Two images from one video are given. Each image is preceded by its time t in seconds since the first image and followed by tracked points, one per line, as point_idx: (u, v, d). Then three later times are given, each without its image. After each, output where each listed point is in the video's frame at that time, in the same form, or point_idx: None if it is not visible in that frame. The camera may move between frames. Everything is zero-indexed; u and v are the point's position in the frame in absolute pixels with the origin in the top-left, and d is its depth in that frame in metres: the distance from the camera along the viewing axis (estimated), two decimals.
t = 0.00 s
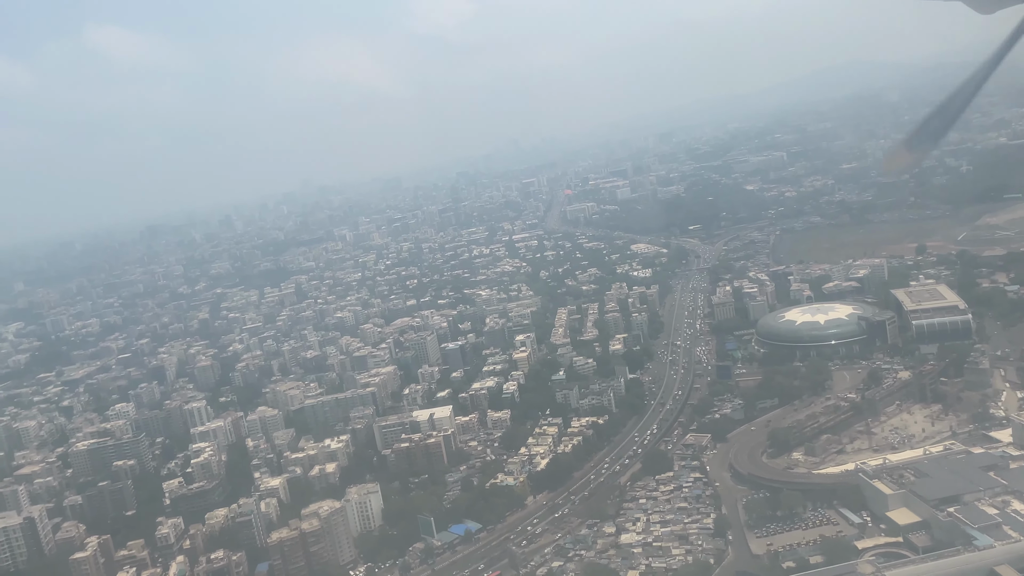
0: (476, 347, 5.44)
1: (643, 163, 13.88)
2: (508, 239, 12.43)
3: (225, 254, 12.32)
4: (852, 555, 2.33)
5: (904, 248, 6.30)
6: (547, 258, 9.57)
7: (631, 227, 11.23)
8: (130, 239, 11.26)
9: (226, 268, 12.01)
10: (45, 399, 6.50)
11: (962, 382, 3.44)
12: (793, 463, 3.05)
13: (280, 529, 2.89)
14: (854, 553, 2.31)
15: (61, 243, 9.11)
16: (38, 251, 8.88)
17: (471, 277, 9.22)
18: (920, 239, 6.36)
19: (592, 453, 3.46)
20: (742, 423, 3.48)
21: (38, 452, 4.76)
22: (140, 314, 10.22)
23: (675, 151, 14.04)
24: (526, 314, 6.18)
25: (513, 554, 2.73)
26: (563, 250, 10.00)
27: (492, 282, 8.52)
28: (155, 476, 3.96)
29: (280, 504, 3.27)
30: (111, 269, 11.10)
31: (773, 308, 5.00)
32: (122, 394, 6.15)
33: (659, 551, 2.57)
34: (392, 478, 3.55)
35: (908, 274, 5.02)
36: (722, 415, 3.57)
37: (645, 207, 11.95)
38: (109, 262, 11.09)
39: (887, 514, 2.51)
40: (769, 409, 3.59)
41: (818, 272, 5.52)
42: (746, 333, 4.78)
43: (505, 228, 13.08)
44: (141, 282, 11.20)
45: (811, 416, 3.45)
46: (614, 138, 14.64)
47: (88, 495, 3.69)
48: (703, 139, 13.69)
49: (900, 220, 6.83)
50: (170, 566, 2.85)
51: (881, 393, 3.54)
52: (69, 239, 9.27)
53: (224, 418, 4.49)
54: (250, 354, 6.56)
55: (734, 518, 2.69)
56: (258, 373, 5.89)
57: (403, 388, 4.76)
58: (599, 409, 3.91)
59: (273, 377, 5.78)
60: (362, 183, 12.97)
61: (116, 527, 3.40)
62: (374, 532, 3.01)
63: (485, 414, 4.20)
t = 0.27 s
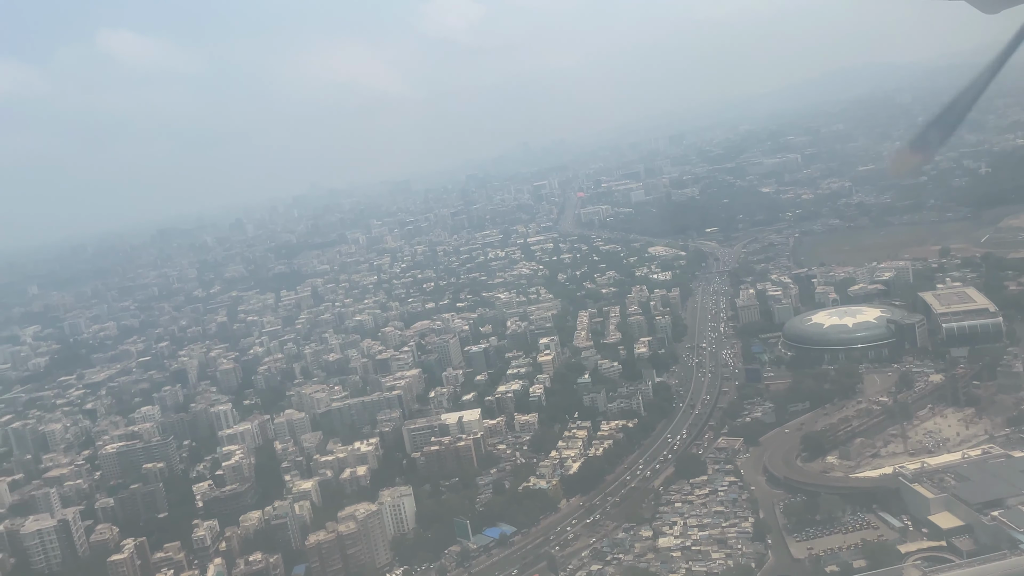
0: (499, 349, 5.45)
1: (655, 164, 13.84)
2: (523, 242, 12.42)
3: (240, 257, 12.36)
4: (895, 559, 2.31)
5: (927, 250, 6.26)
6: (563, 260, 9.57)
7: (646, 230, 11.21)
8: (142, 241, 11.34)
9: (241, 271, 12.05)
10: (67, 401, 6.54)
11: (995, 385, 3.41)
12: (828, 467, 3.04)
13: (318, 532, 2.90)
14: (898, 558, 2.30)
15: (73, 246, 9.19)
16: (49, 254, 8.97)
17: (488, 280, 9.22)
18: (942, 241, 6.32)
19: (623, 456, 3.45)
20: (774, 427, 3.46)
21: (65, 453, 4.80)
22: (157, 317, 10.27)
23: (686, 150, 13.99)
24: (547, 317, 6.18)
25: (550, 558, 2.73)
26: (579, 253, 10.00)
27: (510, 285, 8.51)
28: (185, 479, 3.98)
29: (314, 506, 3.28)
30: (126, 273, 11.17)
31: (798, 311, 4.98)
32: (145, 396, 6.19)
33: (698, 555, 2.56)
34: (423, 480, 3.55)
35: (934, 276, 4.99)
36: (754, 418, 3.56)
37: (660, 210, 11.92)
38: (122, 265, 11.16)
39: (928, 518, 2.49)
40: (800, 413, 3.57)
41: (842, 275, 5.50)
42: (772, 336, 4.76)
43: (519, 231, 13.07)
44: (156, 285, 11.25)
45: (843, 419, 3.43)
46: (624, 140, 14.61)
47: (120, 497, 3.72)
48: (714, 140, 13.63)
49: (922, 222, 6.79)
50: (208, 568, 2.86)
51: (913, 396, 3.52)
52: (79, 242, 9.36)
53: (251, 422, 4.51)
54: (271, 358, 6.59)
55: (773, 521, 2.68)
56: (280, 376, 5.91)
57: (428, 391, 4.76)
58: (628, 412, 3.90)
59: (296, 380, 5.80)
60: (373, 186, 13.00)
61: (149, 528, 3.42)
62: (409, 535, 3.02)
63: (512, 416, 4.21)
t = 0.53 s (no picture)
0: (523, 350, 5.46)
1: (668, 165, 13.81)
2: (539, 243, 12.42)
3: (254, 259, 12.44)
4: (938, 561, 2.31)
5: (950, 252, 6.22)
6: (580, 262, 9.57)
7: (662, 232, 11.20)
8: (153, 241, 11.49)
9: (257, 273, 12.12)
10: (91, 402, 6.60)
11: None
12: (863, 469, 3.03)
13: (356, 531, 2.92)
14: (941, 560, 2.29)
15: (86, 249, 9.35)
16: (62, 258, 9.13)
17: (506, 281, 9.24)
18: (965, 242, 6.28)
19: (655, 457, 3.46)
20: (805, 429, 3.46)
21: (94, 453, 4.85)
22: (175, 318, 10.34)
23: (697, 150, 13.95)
24: (568, 318, 6.19)
25: (588, 559, 2.73)
26: (596, 254, 10.00)
27: (529, 286, 8.51)
28: (216, 479, 4.01)
29: (347, 507, 3.30)
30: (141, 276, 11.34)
31: (823, 313, 4.97)
32: (169, 397, 6.24)
33: (737, 557, 2.56)
34: (454, 481, 3.57)
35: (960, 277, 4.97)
36: (785, 419, 3.56)
37: (675, 211, 11.90)
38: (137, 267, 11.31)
39: (970, 519, 2.48)
40: (832, 415, 3.57)
41: (867, 277, 5.49)
42: (798, 337, 4.76)
43: (534, 233, 13.07)
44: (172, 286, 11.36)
45: (876, 422, 3.42)
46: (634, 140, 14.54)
47: (153, 497, 3.74)
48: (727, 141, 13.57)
49: (944, 223, 6.75)
50: (246, 568, 2.88)
51: (946, 398, 3.50)
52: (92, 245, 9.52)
53: (279, 422, 4.53)
54: (293, 359, 6.62)
55: (811, 523, 2.68)
56: (304, 377, 5.94)
57: (454, 392, 4.78)
58: (657, 414, 3.90)
59: (319, 381, 5.83)
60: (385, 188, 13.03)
61: (183, 528, 3.45)
62: (444, 536, 3.03)
63: (541, 417, 4.20)
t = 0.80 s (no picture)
0: (546, 350, 5.47)
1: (680, 165, 13.77)
2: (554, 243, 12.42)
3: (268, 259, 12.54)
4: (979, 562, 2.31)
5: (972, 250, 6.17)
6: (597, 262, 9.57)
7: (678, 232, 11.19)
8: (166, 242, 11.57)
9: (272, 273, 12.19)
10: (114, 400, 6.66)
11: None
12: (897, 469, 3.02)
13: (392, 529, 2.94)
14: (983, 560, 2.29)
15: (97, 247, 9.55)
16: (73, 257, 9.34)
17: (523, 281, 9.25)
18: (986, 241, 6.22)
19: (686, 457, 3.46)
20: (836, 429, 3.46)
21: (122, 451, 4.90)
22: (193, 318, 10.42)
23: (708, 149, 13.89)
24: (588, 318, 6.19)
25: (624, 559, 2.74)
26: (612, 254, 10.01)
27: (547, 286, 8.51)
28: (245, 477, 4.04)
29: (380, 505, 3.32)
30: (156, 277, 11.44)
31: (848, 314, 4.96)
32: (192, 395, 6.30)
33: (776, 557, 2.57)
34: (485, 480, 3.58)
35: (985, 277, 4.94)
36: (815, 420, 3.56)
37: (688, 212, 11.87)
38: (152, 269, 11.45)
39: (1010, 520, 2.47)
40: (862, 415, 3.57)
41: (890, 277, 5.47)
42: (824, 337, 4.75)
43: (548, 233, 13.06)
44: (187, 286, 11.48)
45: (907, 423, 3.41)
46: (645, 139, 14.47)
47: (186, 495, 3.78)
48: (738, 140, 13.51)
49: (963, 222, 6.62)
50: (284, 565, 2.90)
51: (977, 397, 3.48)
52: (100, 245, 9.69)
53: (306, 421, 4.56)
54: (315, 358, 6.66)
55: (849, 524, 2.68)
56: (327, 376, 5.98)
57: (479, 391, 4.79)
58: (686, 414, 3.91)
59: (342, 380, 5.86)
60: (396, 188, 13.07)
61: (216, 526, 3.48)
62: (478, 535, 3.05)
63: (568, 416, 4.21)
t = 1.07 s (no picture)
0: (568, 349, 5.47)
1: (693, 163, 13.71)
2: (568, 242, 12.39)
3: (283, 259, 12.56)
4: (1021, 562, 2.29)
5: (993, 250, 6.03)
6: (613, 261, 9.56)
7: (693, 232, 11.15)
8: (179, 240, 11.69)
9: (287, 272, 12.23)
10: (136, 397, 6.71)
11: None
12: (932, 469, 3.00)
13: (427, 528, 2.94)
14: None
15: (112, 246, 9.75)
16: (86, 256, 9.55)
17: (540, 279, 9.26)
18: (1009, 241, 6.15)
19: (716, 456, 3.46)
20: (867, 430, 3.45)
21: (147, 448, 4.93)
22: (209, 317, 10.47)
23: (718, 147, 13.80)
24: (608, 316, 6.19)
25: (660, 559, 2.74)
26: (628, 253, 9.99)
27: (564, 285, 8.49)
28: (273, 474, 4.06)
29: (412, 504, 3.33)
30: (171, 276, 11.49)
31: (873, 314, 4.94)
32: (213, 392, 6.33)
33: (814, 557, 2.57)
34: (514, 478, 3.58)
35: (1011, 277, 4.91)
36: (846, 420, 3.55)
37: (702, 212, 11.83)
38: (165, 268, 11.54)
39: None
40: (893, 416, 3.56)
41: (914, 277, 5.45)
42: (849, 337, 4.74)
43: (562, 232, 13.04)
44: (202, 285, 11.54)
45: (939, 423, 3.38)
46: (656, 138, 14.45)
47: (216, 492, 3.80)
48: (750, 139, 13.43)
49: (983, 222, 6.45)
50: (319, 563, 2.92)
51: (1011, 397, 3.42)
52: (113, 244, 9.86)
53: (331, 419, 4.57)
54: (335, 356, 6.67)
55: (886, 524, 2.67)
56: (348, 375, 6.00)
57: (503, 390, 4.79)
58: (714, 413, 3.90)
59: (364, 378, 5.89)
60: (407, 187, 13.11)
61: (247, 523, 3.49)
62: (511, 533, 3.06)
63: (594, 415, 4.20)
